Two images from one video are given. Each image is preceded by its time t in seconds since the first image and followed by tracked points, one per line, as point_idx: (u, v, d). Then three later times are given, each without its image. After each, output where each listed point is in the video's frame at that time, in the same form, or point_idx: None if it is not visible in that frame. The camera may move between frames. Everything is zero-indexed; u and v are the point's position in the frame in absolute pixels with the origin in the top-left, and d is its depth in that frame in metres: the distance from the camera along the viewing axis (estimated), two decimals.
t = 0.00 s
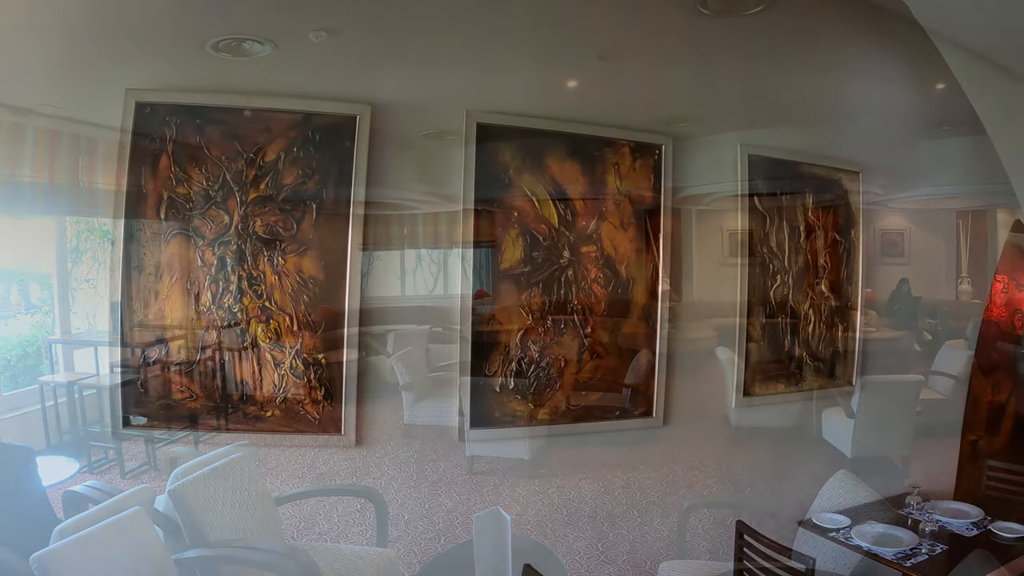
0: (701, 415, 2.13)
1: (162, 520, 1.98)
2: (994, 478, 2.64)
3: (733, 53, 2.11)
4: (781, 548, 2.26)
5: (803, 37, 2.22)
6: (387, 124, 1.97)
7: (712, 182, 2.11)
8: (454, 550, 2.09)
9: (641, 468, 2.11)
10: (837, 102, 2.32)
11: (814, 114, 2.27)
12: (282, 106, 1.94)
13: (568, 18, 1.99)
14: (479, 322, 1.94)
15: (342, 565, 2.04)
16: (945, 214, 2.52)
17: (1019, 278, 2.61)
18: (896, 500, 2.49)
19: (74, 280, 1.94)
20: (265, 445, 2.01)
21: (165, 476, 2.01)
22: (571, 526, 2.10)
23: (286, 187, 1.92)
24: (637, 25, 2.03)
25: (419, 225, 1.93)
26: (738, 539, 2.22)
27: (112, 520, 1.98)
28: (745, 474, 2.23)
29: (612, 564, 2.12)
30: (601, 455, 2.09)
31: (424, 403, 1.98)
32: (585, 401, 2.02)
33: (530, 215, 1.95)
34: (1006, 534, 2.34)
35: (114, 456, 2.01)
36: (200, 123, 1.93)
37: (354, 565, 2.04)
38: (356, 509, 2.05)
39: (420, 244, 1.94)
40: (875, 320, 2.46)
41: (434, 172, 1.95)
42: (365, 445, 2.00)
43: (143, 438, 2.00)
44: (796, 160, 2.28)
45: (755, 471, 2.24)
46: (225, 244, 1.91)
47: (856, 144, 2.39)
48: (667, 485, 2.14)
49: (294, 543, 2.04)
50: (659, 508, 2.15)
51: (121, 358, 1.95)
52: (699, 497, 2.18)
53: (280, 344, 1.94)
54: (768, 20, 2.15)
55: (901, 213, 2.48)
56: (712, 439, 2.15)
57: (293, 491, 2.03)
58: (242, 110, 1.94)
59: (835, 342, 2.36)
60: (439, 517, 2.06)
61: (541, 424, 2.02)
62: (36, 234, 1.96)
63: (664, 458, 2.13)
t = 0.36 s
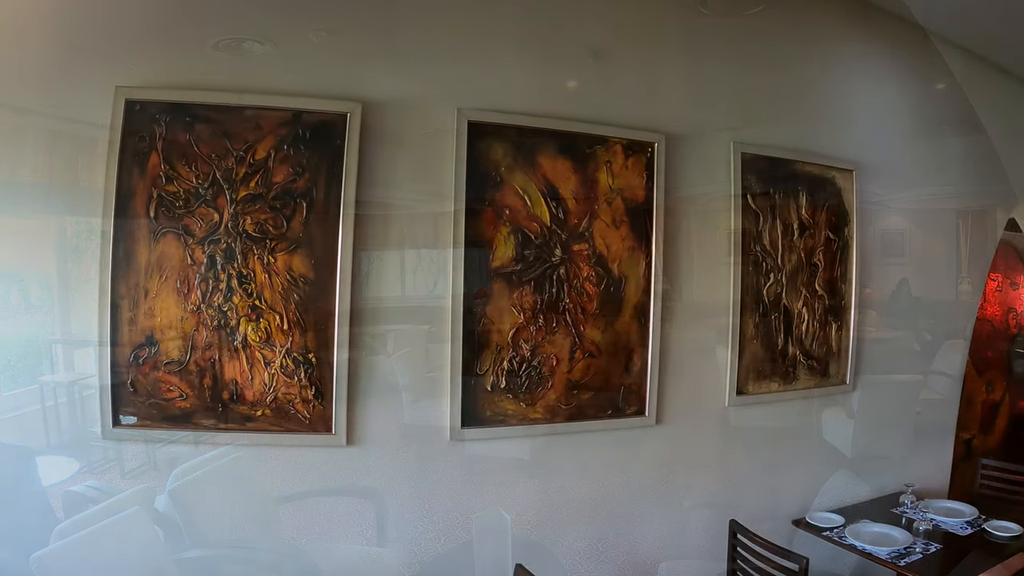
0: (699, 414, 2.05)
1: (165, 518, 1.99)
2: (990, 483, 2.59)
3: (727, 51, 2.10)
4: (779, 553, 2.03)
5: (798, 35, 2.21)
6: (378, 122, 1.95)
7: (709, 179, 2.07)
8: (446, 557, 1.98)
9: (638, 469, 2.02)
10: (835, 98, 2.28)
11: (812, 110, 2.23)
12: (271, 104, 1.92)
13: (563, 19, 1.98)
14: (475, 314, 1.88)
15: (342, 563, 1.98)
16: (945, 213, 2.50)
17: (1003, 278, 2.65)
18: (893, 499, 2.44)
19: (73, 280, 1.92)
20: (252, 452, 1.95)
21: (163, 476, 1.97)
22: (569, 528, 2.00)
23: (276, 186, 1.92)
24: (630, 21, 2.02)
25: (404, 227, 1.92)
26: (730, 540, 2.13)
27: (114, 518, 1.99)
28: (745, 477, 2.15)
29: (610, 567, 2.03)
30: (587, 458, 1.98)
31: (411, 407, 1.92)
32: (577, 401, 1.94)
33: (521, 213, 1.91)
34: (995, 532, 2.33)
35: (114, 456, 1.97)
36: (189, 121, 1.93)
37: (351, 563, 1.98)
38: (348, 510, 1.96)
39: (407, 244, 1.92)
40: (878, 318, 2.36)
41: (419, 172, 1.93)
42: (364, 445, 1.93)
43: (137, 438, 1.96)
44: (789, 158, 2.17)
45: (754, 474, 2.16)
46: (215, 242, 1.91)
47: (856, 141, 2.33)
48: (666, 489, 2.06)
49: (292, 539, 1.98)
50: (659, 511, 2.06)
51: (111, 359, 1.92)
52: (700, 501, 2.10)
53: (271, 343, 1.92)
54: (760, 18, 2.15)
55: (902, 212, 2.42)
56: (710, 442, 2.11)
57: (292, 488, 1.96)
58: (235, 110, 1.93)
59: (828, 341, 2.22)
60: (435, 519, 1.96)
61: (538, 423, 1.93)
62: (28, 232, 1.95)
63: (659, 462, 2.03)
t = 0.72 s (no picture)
0: (689, 413, 2.04)
1: (145, 522, 1.93)
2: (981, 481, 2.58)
3: (719, 48, 2.08)
4: (767, 551, 1.82)
5: (790, 32, 2.19)
6: (366, 119, 1.94)
7: (698, 177, 2.03)
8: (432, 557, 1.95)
9: (626, 470, 1.99)
10: (828, 96, 2.26)
11: (804, 107, 2.21)
12: (256, 100, 1.89)
13: (555, 19, 1.97)
14: (463, 314, 1.82)
15: (327, 563, 1.94)
16: (930, 212, 2.53)
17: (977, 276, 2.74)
18: (884, 496, 2.39)
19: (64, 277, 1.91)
20: (238, 451, 1.93)
21: (149, 478, 1.93)
22: (557, 528, 1.96)
23: (262, 183, 1.89)
24: (621, 18, 1.99)
25: (395, 226, 1.93)
26: (719, 539, 2.02)
27: (91, 523, 1.92)
28: (736, 477, 2.12)
29: (599, 566, 1.99)
30: (574, 457, 1.95)
31: (400, 404, 1.93)
32: (565, 399, 1.90)
33: (508, 209, 1.85)
34: (993, 532, 2.13)
35: (94, 456, 1.92)
36: (174, 117, 1.90)
37: (334, 565, 1.94)
38: (331, 510, 1.93)
39: (398, 244, 1.94)
40: (869, 315, 2.37)
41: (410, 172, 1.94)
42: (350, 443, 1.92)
43: (120, 442, 1.92)
44: (780, 155, 2.11)
45: (745, 474, 2.13)
46: (200, 240, 1.89)
47: (849, 139, 2.31)
48: (656, 489, 2.03)
49: (274, 541, 1.94)
50: (648, 511, 2.02)
51: (94, 358, 1.88)
52: (690, 499, 2.07)
53: (256, 342, 1.90)
54: (752, 15, 2.13)
55: (892, 211, 2.42)
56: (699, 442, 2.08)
57: (277, 488, 1.93)
58: (221, 106, 1.90)
59: (819, 339, 2.20)
60: (422, 517, 1.93)
61: (526, 421, 1.89)
62: (6, 229, 1.90)
63: (649, 462, 2.01)
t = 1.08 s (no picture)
0: (678, 411, 2.03)
1: (135, 520, 1.91)
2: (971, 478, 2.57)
3: (707, 44, 2.06)
4: (756, 550, 1.81)
5: (780, 29, 2.18)
6: (352, 115, 1.92)
7: (688, 174, 2.02)
8: (418, 556, 1.93)
9: (615, 468, 1.98)
10: (817, 93, 2.26)
11: (793, 104, 2.21)
12: (242, 96, 1.88)
13: (543, 15, 1.96)
14: (450, 311, 1.80)
15: (312, 562, 1.92)
16: (921, 209, 2.53)
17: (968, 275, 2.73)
18: (875, 494, 2.39)
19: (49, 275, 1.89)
20: (224, 450, 1.92)
21: (136, 478, 1.91)
22: (546, 527, 1.95)
23: (248, 180, 1.88)
24: (608, 14, 1.98)
25: (381, 222, 1.92)
26: (709, 537, 1.99)
27: (75, 523, 1.90)
28: (726, 475, 2.11)
29: (588, 565, 1.98)
30: (562, 455, 1.94)
31: (387, 403, 1.92)
32: (552, 397, 1.89)
33: (495, 206, 1.84)
34: (983, 529, 2.13)
35: (79, 455, 1.90)
36: (160, 114, 1.88)
37: (320, 563, 1.92)
38: (316, 509, 1.92)
39: (385, 241, 1.92)
40: (859, 313, 2.36)
41: (397, 169, 1.93)
42: (335, 443, 1.91)
43: (106, 441, 1.91)
44: (768, 152, 2.10)
45: (735, 472, 2.13)
46: (186, 238, 1.88)
47: (838, 136, 2.31)
48: (645, 488, 2.02)
49: (259, 539, 1.92)
50: (637, 509, 2.01)
51: (79, 357, 1.87)
52: (679, 497, 2.06)
53: (242, 340, 1.89)
54: (741, 12, 2.11)
55: (883, 208, 2.41)
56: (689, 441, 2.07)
57: (263, 486, 1.92)
58: (207, 103, 1.88)
59: (808, 337, 2.19)
60: (408, 515, 1.92)
61: (514, 419, 1.87)
62: None
63: (637, 460, 2.00)
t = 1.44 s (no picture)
0: (666, 409, 2.02)
1: (117, 521, 1.89)
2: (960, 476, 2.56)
3: (695, 41, 2.05)
4: (743, 548, 1.80)
5: (768, 26, 2.16)
6: (337, 112, 1.91)
7: (675, 171, 2.01)
8: (403, 555, 1.92)
9: (601, 467, 1.97)
10: (806, 90, 2.24)
11: (782, 101, 2.19)
12: (225, 93, 1.86)
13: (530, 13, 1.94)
14: (435, 309, 1.79)
15: (297, 561, 1.91)
16: (910, 207, 2.52)
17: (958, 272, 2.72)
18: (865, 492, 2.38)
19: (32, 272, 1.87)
20: (208, 449, 1.90)
21: (120, 478, 1.89)
22: (533, 526, 1.94)
23: (231, 177, 1.86)
24: (594, 10, 1.96)
25: (366, 219, 1.90)
26: (697, 536, 1.98)
27: (59, 523, 1.88)
28: (714, 474, 2.10)
29: (575, 565, 1.97)
30: (548, 454, 1.93)
31: (372, 402, 1.91)
32: (538, 395, 1.87)
33: (481, 203, 1.82)
34: (972, 527, 2.12)
35: (63, 455, 1.88)
36: (143, 111, 1.86)
37: (304, 562, 1.91)
38: (301, 508, 1.90)
39: (369, 238, 1.91)
40: (848, 311, 2.35)
41: (382, 166, 1.92)
42: (319, 441, 1.89)
43: (90, 440, 1.89)
44: (756, 149, 2.09)
45: (723, 471, 2.12)
46: (169, 235, 1.86)
47: (827, 134, 2.29)
48: (632, 486, 2.00)
49: (243, 539, 1.90)
50: (624, 508, 2.00)
51: (62, 356, 1.85)
52: (667, 496, 2.05)
53: (226, 338, 1.87)
54: (728, 9, 2.10)
55: (872, 205, 2.41)
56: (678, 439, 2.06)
57: (247, 486, 1.90)
58: (190, 99, 1.86)
59: (796, 335, 2.18)
60: (393, 515, 1.91)
61: (499, 418, 1.86)
62: None
63: (624, 459, 1.99)
